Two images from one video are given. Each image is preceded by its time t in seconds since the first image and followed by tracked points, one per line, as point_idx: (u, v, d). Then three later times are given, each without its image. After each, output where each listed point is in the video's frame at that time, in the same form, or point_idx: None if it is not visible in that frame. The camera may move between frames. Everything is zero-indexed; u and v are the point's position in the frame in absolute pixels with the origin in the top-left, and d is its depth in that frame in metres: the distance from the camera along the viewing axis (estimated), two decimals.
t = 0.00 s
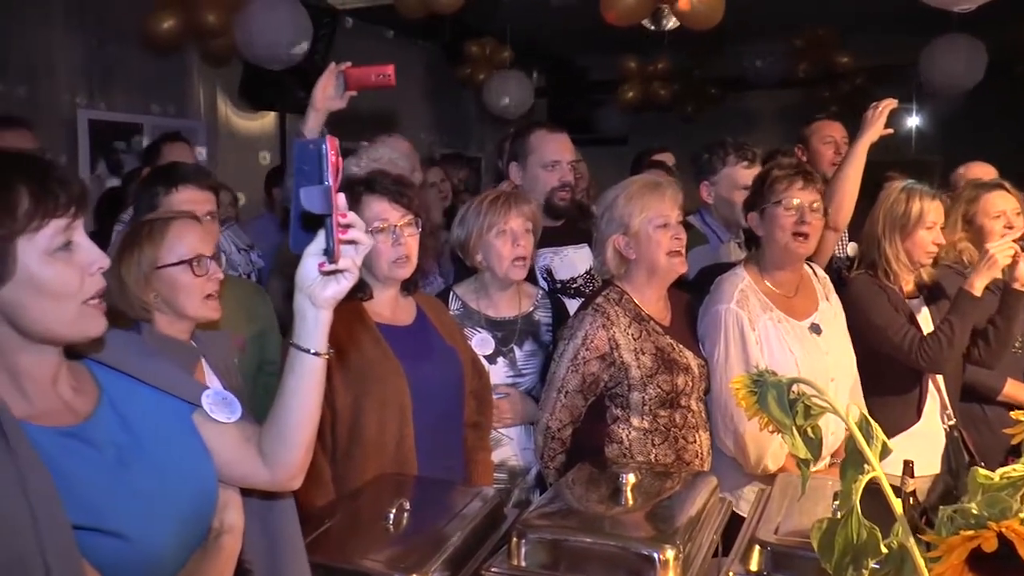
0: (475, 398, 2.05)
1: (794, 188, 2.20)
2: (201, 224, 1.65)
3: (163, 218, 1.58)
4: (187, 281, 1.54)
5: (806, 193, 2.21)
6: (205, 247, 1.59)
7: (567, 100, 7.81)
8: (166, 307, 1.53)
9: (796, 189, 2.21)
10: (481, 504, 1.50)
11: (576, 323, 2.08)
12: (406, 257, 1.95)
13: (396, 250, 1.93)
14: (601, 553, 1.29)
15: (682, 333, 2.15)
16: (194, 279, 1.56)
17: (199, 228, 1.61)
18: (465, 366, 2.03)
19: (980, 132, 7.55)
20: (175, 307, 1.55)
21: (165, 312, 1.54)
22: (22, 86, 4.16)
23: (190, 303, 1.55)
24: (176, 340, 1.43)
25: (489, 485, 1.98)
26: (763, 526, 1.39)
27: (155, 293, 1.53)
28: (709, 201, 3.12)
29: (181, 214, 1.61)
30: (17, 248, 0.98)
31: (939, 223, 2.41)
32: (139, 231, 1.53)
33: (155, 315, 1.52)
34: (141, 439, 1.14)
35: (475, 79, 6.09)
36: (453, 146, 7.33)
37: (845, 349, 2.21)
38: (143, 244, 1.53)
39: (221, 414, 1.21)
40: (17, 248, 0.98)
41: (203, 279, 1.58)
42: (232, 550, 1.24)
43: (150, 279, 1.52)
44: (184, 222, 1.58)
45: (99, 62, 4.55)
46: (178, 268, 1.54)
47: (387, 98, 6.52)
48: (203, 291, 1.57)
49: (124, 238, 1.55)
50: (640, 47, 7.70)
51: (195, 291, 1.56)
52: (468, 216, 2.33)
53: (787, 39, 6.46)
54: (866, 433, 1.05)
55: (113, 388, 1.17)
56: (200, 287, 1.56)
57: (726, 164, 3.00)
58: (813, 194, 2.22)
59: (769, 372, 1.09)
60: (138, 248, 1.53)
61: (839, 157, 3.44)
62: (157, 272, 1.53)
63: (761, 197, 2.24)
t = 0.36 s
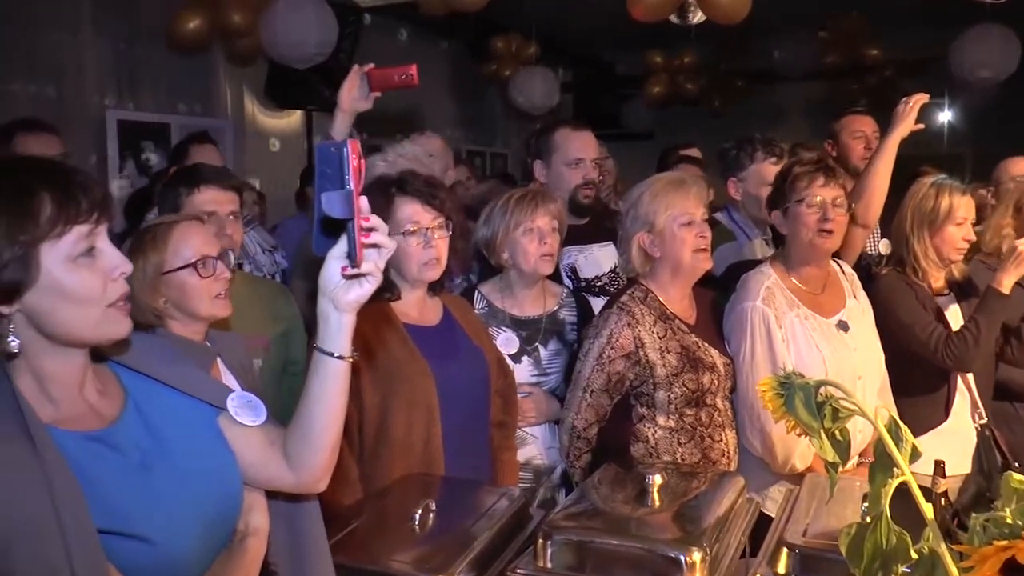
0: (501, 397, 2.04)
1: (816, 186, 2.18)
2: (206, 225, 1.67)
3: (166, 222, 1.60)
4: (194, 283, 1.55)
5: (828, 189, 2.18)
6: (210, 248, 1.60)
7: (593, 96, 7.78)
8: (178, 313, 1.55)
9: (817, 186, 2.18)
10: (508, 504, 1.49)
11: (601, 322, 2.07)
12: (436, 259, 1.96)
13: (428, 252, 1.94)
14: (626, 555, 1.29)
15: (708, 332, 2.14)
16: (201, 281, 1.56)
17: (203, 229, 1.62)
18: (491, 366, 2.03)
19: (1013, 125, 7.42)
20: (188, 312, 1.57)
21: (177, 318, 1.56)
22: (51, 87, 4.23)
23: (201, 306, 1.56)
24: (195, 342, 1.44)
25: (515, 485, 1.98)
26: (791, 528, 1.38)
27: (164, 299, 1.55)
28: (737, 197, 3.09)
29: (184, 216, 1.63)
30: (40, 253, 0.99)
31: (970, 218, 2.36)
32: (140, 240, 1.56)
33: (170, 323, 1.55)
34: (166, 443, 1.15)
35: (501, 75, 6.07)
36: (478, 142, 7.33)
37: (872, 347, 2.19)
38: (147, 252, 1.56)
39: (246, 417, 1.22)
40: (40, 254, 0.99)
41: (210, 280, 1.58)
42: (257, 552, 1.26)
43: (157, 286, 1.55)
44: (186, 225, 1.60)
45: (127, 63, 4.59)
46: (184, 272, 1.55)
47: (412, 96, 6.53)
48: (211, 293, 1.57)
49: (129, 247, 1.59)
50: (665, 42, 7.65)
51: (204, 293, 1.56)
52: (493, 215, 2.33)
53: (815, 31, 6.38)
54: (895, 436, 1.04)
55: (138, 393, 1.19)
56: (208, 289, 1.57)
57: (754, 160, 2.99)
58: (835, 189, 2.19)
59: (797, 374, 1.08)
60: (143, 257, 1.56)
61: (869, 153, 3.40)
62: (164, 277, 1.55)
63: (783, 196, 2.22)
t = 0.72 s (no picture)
0: (530, 395, 2.03)
1: (847, 182, 2.15)
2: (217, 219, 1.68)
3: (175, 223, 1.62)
4: (211, 277, 1.57)
5: (858, 185, 2.15)
6: (222, 240, 1.61)
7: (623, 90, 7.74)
8: (197, 308, 1.56)
9: (848, 183, 2.15)
10: (536, 502, 1.48)
11: (628, 319, 2.06)
12: (466, 258, 1.95)
13: (458, 251, 1.94)
14: (654, 556, 1.28)
15: (736, 331, 2.12)
16: (217, 275, 1.58)
17: (216, 224, 1.63)
18: (521, 363, 2.02)
19: None
20: (206, 305, 1.58)
21: (198, 312, 1.57)
22: (84, 88, 4.33)
23: (220, 297, 1.57)
24: (217, 341, 1.45)
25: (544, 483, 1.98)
26: (821, 529, 1.37)
27: (185, 296, 1.56)
28: (769, 192, 3.06)
29: (196, 214, 1.65)
30: (65, 258, 0.99)
31: (1006, 214, 2.32)
32: (154, 243, 1.58)
33: (191, 318, 1.56)
34: (191, 444, 1.16)
35: (528, 70, 6.05)
36: (507, 138, 7.31)
37: (901, 345, 2.16)
38: (161, 253, 1.57)
39: (268, 415, 1.23)
40: (64, 259, 0.99)
41: (226, 271, 1.60)
42: (280, 551, 1.25)
43: (174, 285, 1.56)
44: (194, 223, 1.61)
45: (157, 61, 4.63)
46: (199, 267, 1.57)
47: (441, 92, 6.54)
48: (229, 282, 1.59)
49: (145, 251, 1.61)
50: (694, 35, 7.58)
51: (222, 285, 1.58)
52: (522, 212, 2.33)
53: (845, 23, 6.30)
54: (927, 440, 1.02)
55: (163, 395, 1.20)
56: (225, 280, 1.59)
57: (787, 155, 2.98)
58: (866, 187, 2.16)
59: (826, 375, 1.06)
60: (157, 258, 1.57)
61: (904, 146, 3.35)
62: (180, 275, 1.56)
63: (811, 191, 2.18)
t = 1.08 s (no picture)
0: (559, 390, 2.02)
1: (874, 177, 2.11)
2: (242, 217, 1.68)
3: (199, 222, 1.62)
4: (235, 278, 1.57)
5: (886, 180, 2.12)
6: (247, 240, 1.61)
7: (651, 82, 7.68)
8: (221, 308, 1.57)
9: (875, 178, 2.11)
10: (562, 500, 1.47)
11: (656, 315, 2.04)
12: (497, 253, 1.94)
13: (489, 246, 1.93)
14: (682, 556, 1.26)
15: (765, 327, 2.09)
16: (242, 276, 1.58)
17: (240, 221, 1.64)
18: (550, 359, 2.02)
19: None
20: (231, 305, 1.58)
21: (224, 313, 1.58)
22: (114, 80, 4.43)
23: (245, 298, 1.58)
24: (241, 337, 1.45)
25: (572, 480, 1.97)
26: (852, 531, 1.34)
27: (209, 296, 1.57)
28: (800, 186, 3.03)
29: (221, 212, 1.65)
30: (91, 255, 1.00)
31: None
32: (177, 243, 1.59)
33: (218, 318, 1.57)
34: (215, 441, 1.16)
35: (556, 62, 6.02)
36: (535, 130, 7.28)
37: (931, 343, 2.13)
38: (184, 254, 1.59)
39: (292, 413, 1.23)
40: (91, 257, 1.00)
41: (252, 272, 1.60)
42: (302, 549, 1.27)
43: (197, 283, 1.57)
44: (218, 221, 1.61)
45: (185, 54, 4.66)
46: (225, 269, 1.57)
47: (468, 84, 6.52)
48: (254, 282, 1.59)
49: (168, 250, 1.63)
50: (724, 26, 7.51)
51: (247, 286, 1.58)
52: (550, 208, 2.31)
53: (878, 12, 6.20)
54: (962, 442, 1.01)
55: (188, 391, 1.20)
56: (250, 280, 1.59)
57: (820, 149, 2.92)
58: (893, 181, 2.12)
59: (859, 376, 1.04)
60: (181, 257, 1.59)
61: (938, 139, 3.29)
62: (204, 276, 1.58)
63: (838, 187, 2.15)
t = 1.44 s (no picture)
0: (587, 386, 2.01)
1: (911, 173, 2.08)
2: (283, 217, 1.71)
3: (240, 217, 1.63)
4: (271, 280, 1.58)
5: (923, 177, 2.08)
6: (287, 244, 1.64)
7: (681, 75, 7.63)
8: (253, 306, 1.58)
9: (913, 174, 2.08)
10: (591, 498, 1.46)
11: (684, 312, 2.03)
12: (526, 249, 1.93)
13: (519, 242, 1.92)
14: (712, 556, 1.25)
15: (796, 324, 2.07)
16: (276, 278, 1.59)
17: (282, 222, 1.66)
18: (578, 356, 2.01)
19: None
20: (263, 304, 1.59)
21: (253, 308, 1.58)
22: (145, 75, 4.41)
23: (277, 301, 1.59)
24: (268, 331, 1.46)
25: (599, 478, 1.95)
26: (885, 533, 1.32)
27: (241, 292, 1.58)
28: (832, 181, 2.99)
29: (263, 211, 1.66)
30: (125, 257, 1.00)
31: None
32: (216, 234, 1.60)
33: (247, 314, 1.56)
34: (244, 439, 1.17)
35: (585, 55, 5.99)
36: (564, 123, 7.25)
37: (965, 342, 2.09)
38: (225, 244, 1.60)
39: (321, 413, 1.23)
40: (125, 257, 1.00)
41: (287, 275, 1.61)
42: (332, 548, 1.28)
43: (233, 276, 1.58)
44: (264, 219, 1.63)
45: (216, 48, 4.70)
46: (262, 269, 1.59)
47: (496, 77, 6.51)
48: (288, 286, 1.61)
49: (207, 241, 1.63)
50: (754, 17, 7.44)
51: (281, 289, 1.60)
52: (582, 203, 2.29)
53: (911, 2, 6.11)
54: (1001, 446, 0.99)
55: (217, 389, 1.21)
56: (285, 284, 1.60)
57: (851, 144, 2.89)
58: (930, 178, 2.09)
59: (894, 377, 1.03)
60: (222, 248, 1.60)
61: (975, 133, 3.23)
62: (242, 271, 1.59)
63: (874, 182, 2.12)
